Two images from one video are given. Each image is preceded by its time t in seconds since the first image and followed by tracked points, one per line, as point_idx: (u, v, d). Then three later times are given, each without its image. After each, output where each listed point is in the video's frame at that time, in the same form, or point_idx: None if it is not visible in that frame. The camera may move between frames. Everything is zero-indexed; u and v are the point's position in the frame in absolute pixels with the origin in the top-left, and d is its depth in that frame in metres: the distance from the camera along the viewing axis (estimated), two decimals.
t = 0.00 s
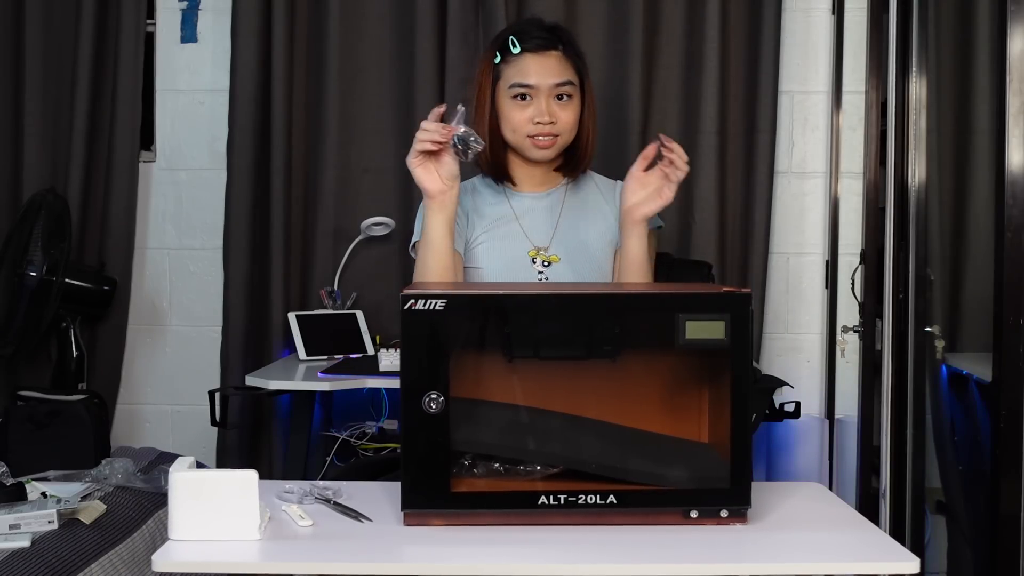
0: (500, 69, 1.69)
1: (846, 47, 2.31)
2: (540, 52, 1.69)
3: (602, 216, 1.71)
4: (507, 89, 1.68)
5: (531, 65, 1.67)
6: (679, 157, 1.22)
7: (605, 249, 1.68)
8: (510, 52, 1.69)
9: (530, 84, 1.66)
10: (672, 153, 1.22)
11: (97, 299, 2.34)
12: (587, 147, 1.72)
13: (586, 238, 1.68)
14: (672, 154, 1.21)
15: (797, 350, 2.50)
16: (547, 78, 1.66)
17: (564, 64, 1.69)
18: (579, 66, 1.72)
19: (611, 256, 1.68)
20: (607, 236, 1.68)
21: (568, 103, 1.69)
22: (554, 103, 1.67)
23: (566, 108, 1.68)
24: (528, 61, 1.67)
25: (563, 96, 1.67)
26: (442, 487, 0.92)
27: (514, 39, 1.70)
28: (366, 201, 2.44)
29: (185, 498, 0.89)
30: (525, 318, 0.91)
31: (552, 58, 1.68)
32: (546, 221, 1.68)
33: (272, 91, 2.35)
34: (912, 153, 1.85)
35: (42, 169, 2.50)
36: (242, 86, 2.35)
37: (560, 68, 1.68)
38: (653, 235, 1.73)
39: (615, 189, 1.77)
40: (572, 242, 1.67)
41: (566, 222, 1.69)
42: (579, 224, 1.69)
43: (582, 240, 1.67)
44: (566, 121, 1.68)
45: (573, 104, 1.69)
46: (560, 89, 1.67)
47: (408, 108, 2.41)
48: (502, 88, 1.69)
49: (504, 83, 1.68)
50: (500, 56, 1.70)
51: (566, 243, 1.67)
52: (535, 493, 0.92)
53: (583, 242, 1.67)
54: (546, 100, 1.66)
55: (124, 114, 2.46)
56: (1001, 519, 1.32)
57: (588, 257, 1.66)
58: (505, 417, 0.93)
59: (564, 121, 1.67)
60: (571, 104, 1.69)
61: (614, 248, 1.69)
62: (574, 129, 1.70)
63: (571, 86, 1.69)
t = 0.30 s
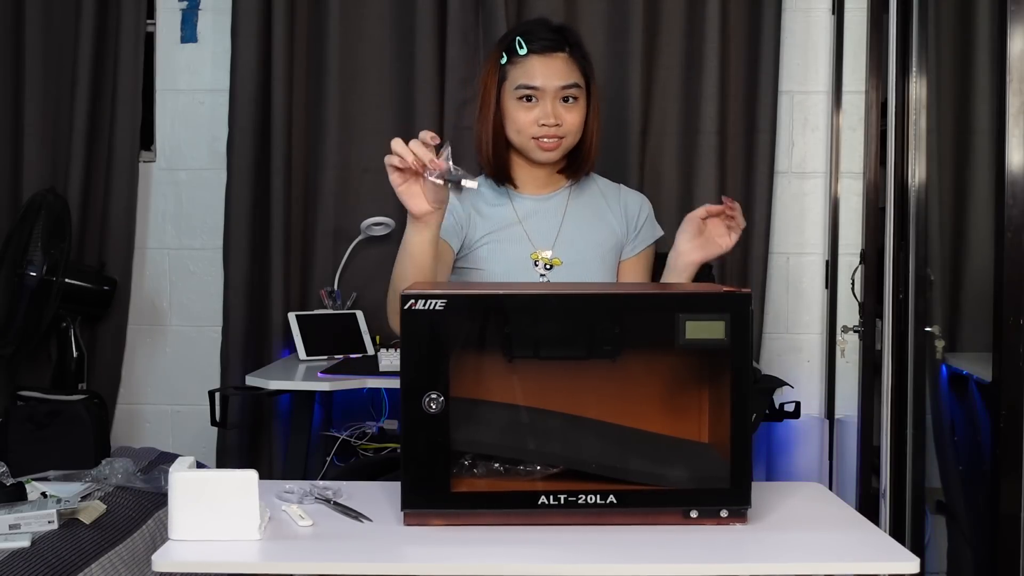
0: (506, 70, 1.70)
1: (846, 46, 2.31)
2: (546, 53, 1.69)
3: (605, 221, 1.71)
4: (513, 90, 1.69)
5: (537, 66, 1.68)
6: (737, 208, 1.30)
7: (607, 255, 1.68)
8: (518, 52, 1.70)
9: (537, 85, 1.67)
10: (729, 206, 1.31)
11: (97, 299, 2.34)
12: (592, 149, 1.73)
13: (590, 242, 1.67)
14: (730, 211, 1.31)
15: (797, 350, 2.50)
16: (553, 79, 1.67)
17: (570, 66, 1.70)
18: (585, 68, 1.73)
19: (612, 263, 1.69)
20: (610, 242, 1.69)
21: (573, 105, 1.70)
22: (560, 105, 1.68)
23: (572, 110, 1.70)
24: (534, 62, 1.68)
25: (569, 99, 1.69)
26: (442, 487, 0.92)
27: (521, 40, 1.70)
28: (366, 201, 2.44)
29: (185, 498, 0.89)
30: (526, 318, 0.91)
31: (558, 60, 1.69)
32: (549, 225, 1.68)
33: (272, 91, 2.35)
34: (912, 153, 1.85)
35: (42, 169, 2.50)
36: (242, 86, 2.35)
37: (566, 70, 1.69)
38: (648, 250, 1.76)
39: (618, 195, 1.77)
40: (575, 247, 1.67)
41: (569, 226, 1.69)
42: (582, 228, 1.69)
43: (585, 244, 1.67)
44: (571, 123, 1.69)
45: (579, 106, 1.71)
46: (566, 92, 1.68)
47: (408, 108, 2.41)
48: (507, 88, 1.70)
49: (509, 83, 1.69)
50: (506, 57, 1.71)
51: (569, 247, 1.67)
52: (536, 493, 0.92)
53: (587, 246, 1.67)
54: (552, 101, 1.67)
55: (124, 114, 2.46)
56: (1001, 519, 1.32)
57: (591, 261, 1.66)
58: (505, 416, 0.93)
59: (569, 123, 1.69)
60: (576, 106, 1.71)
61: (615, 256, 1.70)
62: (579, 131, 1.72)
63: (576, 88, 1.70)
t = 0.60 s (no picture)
0: (520, 67, 1.71)
1: (846, 46, 2.31)
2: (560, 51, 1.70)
3: (617, 227, 1.71)
4: (526, 88, 1.69)
5: (550, 63, 1.68)
6: (775, 270, 1.22)
7: (617, 262, 1.68)
8: (532, 49, 1.70)
9: (551, 82, 1.67)
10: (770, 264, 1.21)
11: (97, 299, 2.34)
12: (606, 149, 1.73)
13: (602, 247, 1.67)
14: (771, 273, 1.21)
15: (797, 350, 2.50)
16: (567, 77, 1.67)
17: (584, 64, 1.70)
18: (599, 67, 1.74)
19: (621, 267, 1.69)
20: (621, 250, 1.69)
21: (587, 104, 1.70)
22: (574, 103, 1.68)
23: (586, 109, 1.69)
24: (548, 59, 1.68)
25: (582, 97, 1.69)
26: (442, 487, 0.92)
27: (536, 37, 1.71)
28: (366, 202, 2.44)
29: (185, 498, 0.89)
30: (525, 319, 0.91)
31: (572, 58, 1.69)
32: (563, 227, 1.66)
33: (272, 91, 2.35)
34: (912, 153, 1.85)
35: (42, 169, 2.50)
36: (242, 86, 2.35)
37: (579, 69, 1.69)
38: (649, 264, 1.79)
39: (630, 202, 1.78)
40: (588, 251, 1.65)
41: (582, 230, 1.67)
42: (596, 232, 1.67)
43: (598, 250, 1.66)
44: (585, 122, 1.69)
45: (592, 104, 1.71)
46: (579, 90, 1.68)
47: (408, 108, 2.41)
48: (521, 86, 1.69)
49: (523, 81, 1.70)
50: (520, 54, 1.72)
51: (582, 251, 1.66)
52: (535, 493, 0.92)
53: (599, 251, 1.66)
54: (566, 99, 1.67)
55: (124, 114, 2.47)
56: (1001, 519, 1.32)
57: (602, 266, 1.66)
58: (505, 416, 0.93)
59: (583, 123, 1.68)
60: (590, 105, 1.70)
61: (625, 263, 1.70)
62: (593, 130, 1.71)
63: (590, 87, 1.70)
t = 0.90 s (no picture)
0: (526, 68, 1.70)
1: (846, 46, 2.31)
2: (565, 51, 1.68)
3: (627, 229, 1.72)
4: (532, 89, 1.68)
5: (555, 65, 1.67)
6: (792, 274, 1.21)
7: (628, 263, 1.70)
8: (537, 50, 1.69)
9: (556, 83, 1.66)
10: (786, 267, 1.20)
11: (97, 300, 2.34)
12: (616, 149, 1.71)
13: (612, 249, 1.68)
14: (788, 276, 1.20)
15: (797, 350, 2.50)
16: (573, 78, 1.66)
17: (590, 63, 1.69)
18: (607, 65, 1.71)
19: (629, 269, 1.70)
20: (631, 251, 1.70)
21: (594, 104, 1.68)
22: (580, 102, 1.66)
23: (594, 109, 1.68)
24: (554, 59, 1.67)
25: (589, 97, 1.67)
26: (442, 487, 0.92)
27: (541, 38, 1.70)
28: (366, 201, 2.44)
29: (185, 499, 0.89)
30: (525, 318, 0.91)
31: (578, 57, 1.68)
32: (572, 231, 1.67)
33: (272, 91, 2.36)
34: (912, 153, 1.85)
35: (42, 169, 2.50)
36: (242, 86, 2.35)
37: (586, 69, 1.68)
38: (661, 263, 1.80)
39: (640, 204, 1.78)
40: (598, 254, 1.67)
41: (592, 233, 1.68)
42: (605, 235, 1.69)
43: (607, 251, 1.68)
44: (593, 122, 1.67)
45: (600, 104, 1.69)
46: (586, 89, 1.67)
47: (408, 108, 2.41)
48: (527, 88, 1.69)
49: (528, 83, 1.69)
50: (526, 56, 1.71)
51: (591, 253, 1.67)
52: (535, 494, 0.92)
53: (608, 252, 1.68)
54: (572, 98, 1.65)
55: (124, 114, 2.47)
56: (1001, 520, 1.32)
57: (611, 269, 1.67)
58: (505, 417, 0.93)
59: (591, 122, 1.66)
60: (598, 104, 1.69)
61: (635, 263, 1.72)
62: (602, 130, 1.69)
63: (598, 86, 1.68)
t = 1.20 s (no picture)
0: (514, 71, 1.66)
1: (846, 46, 2.31)
2: (550, 52, 1.63)
3: (625, 228, 1.69)
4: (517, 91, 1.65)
5: (538, 66, 1.62)
6: (797, 289, 1.19)
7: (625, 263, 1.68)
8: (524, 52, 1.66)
9: (537, 84, 1.61)
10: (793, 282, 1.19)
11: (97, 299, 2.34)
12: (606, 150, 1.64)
13: (610, 250, 1.67)
14: (792, 291, 1.19)
15: (796, 350, 2.50)
16: (555, 79, 1.61)
17: (575, 63, 1.62)
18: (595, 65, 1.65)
19: (627, 269, 1.69)
20: (630, 251, 1.68)
21: (579, 105, 1.62)
22: (563, 103, 1.61)
23: (578, 109, 1.62)
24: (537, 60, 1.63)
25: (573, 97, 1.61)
26: (442, 487, 0.92)
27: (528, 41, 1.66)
28: (366, 201, 2.44)
29: (185, 498, 0.89)
30: (525, 318, 0.91)
31: (561, 58, 1.63)
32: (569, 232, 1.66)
33: (272, 91, 2.36)
34: (912, 153, 1.85)
35: (41, 169, 2.50)
36: (242, 87, 2.35)
37: (570, 68, 1.62)
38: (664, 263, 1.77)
39: (641, 202, 1.74)
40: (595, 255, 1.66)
41: (589, 234, 1.67)
42: (603, 236, 1.67)
43: (604, 251, 1.66)
44: (577, 123, 1.61)
45: (586, 104, 1.62)
46: (569, 90, 1.61)
47: (408, 108, 2.41)
48: (512, 89, 1.66)
49: (515, 84, 1.65)
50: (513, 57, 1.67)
51: (588, 254, 1.66)
52: (535, 494, 0.92)
53: (605, 253, 1.66)
54: (555, 99, 1.60)
55: (124, 114, 2.47)
56: (1001, 520, 1.32)
57: (608, 270, 1.66)
58: (505, 417, 0.93)
59: (574, 122, 1.61)
60: (584, 104, 1.62)
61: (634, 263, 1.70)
62: (590, 131, 1.63)
63: (581, 86, 1.62)
